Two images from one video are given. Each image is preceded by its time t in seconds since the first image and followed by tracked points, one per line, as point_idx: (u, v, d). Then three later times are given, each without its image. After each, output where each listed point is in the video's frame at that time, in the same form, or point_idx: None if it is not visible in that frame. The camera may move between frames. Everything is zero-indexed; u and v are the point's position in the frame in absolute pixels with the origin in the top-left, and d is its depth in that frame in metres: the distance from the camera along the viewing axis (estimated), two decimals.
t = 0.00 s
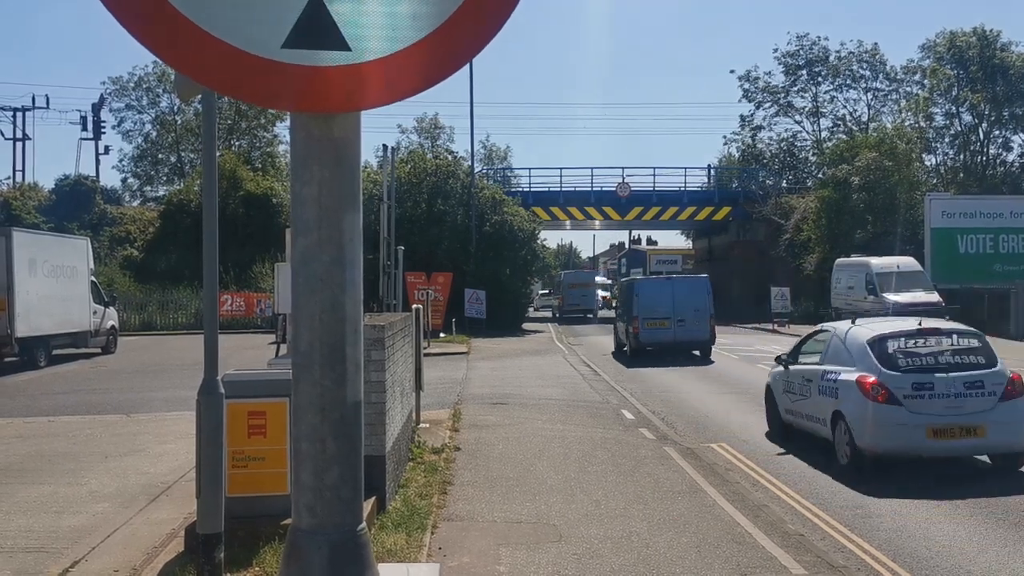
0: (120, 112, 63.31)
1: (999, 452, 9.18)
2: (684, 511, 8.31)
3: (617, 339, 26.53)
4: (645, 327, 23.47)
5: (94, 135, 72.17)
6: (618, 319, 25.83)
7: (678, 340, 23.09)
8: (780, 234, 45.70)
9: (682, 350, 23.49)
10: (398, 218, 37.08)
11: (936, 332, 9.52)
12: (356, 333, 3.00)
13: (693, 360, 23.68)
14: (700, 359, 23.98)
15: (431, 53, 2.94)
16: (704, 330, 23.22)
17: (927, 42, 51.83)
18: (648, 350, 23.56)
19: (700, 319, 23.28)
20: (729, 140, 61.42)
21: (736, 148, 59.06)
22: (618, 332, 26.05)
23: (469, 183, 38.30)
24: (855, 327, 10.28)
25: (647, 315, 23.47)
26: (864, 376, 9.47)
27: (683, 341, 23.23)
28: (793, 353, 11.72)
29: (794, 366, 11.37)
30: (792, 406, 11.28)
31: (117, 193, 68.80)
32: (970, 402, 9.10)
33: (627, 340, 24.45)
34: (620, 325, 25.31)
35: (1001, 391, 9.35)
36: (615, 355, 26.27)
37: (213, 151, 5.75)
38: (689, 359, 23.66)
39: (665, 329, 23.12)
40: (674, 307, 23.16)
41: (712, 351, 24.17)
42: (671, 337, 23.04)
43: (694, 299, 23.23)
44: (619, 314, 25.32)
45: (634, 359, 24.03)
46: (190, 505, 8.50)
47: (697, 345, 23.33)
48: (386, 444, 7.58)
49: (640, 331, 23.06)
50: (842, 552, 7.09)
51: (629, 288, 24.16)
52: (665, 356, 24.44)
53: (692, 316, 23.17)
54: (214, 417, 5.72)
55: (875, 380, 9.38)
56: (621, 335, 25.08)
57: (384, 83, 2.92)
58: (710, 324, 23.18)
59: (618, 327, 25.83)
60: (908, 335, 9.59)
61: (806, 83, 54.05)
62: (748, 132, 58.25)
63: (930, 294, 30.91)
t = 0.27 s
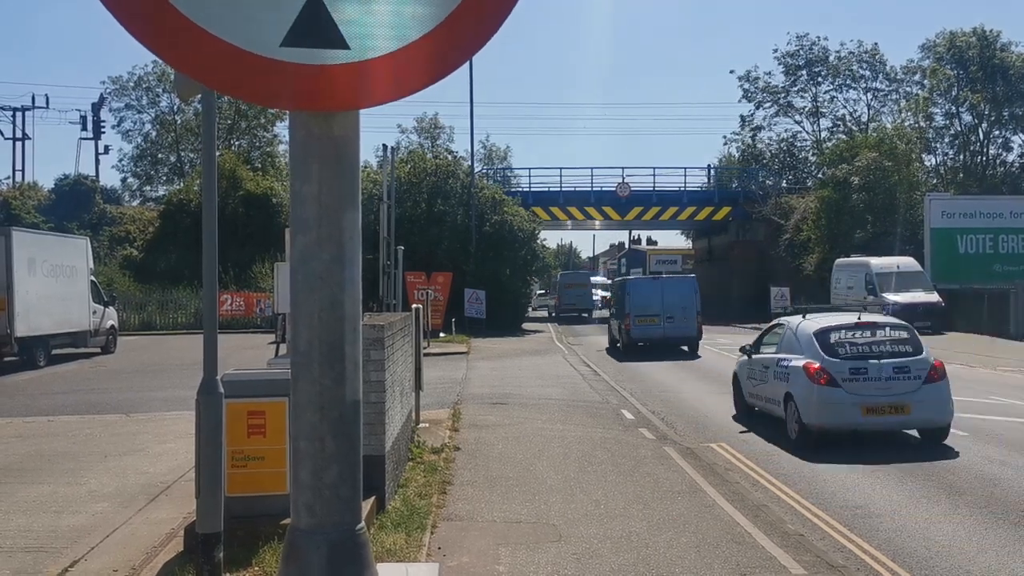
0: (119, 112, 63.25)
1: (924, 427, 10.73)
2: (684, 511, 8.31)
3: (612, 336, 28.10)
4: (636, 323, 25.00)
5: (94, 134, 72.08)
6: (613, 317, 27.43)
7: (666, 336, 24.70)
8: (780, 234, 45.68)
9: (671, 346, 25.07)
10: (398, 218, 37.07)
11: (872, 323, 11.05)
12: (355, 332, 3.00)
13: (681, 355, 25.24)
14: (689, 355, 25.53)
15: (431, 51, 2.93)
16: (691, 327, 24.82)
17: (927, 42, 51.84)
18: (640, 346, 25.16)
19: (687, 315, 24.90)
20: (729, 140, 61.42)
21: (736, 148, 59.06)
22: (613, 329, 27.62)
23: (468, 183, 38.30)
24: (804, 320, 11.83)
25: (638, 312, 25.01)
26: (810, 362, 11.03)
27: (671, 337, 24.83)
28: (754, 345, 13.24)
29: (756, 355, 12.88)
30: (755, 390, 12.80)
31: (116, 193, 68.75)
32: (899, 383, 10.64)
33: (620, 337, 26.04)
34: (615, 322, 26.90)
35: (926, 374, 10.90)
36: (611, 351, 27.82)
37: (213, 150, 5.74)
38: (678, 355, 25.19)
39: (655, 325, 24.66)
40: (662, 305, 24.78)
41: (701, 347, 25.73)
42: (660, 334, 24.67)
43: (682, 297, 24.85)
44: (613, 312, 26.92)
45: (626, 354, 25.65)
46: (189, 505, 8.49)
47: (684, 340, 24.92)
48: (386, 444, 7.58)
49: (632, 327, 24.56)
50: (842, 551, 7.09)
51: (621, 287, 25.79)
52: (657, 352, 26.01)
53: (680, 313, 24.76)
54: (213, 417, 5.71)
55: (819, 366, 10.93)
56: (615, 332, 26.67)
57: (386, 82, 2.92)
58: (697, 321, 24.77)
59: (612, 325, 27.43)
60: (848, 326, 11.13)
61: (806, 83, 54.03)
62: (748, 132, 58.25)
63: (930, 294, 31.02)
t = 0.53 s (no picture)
0: (119, 111, 63.19)
1: (867, 408, 12.43)
2: (683, 510, 8.30)
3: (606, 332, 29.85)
4: (629, 320, 26.85)
5: (94, 134, 71.99)
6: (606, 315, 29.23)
7: (656, 333, 26.51)
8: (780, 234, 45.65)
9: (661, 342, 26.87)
10: (397, 218, 37.06)
11: (823, 318, 12.75)
12: (354, 331, 2.96)
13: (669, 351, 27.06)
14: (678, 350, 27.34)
15: (429, 49, 2.90)
16: (679, 325, 26.63)
17: (927, 42, 51.86)
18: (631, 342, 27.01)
19: (676, 312, 26.82)
20: (729, 140, 61.41)
21: (736, 148, 59.06)
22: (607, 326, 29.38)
23: (468, 183, 38.31)
24: (766, 316, 13.52)
25: (630, 310, 26.86)
26: (769, 352, 12.75)
27: (661, 334, 26.67)
28: (725, 338, 14.87)
29: (727, 347, 14.53)
30: (725, 378, 14.47)
31: (116, 193, 68.73)
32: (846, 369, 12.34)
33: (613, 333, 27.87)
34: (609, 320, 28.70)
35: (869, 362, 12.62)
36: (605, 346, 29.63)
37: (213, 150, 5.75)
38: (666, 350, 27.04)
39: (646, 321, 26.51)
40: (653, 304, 26.59)
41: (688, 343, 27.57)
42: (651, 330, 26.51)
43: (670, 295, 26.76)
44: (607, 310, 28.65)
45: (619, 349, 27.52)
46: (188, 505, 8.47)
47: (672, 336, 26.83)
48: (385, 443, 7.59)
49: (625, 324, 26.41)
50: (842, 551, 7.09)
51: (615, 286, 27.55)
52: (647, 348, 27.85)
53: (669, 310, 26.66)
54: (213, 416, 5.71)
55: (777, 355, 12.65)
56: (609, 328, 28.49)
57: (381, 81, 2.88)
58: (685, 319, 26.59)
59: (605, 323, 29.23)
60: (802, 321, 12.84)
61: (806, 83, 54.02)
62: (747, 133, 58.25)
63: (930, 294, 31.05)
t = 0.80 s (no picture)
0: (118, 111, 63.17)
1: (824, 393, 14.00)
2: (683, 510, 8.29)
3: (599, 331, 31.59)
4: (621, 318, 28.29)
5: (94, 134, 71.98)
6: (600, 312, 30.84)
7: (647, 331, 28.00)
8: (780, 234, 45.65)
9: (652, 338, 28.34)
10: (397, 217, 37.04)
11: (785, 313, 14.36)
12: (351, 328, 2.85)
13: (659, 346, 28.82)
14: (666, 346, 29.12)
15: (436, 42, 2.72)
16: (669, 323, 28.12)
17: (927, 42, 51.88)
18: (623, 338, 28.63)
19: (666, 310, 28.25)
20: (729, 140, 61.44)
21: (736, 148, 59.07)
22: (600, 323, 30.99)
23: (468, 182, 38.30)
24: (736, 311, 15.10)
25: (622, 308, 28.30)
26: (737, 343, 14.31)
27: (652, 331, 28.16)
28: (701, 332, 16.41)
29: (703, 341, 16.08)
30: (699, 369, 16.05)
31: (116, 193, 68.74)
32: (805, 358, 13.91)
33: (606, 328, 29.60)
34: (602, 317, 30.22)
35: (826, 352, 14.21)
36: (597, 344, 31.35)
37: (211, 152, 5.74)
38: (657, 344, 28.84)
39: (638, 319, 27.93)
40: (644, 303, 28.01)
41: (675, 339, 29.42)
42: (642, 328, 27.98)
43: (661, 293, 28.14)
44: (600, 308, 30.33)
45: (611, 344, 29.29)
46: (186, 504, 8.46)
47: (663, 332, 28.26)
48: (384, 443, 7.58)
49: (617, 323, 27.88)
50: (841, 551, 7.08)
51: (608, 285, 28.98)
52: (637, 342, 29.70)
53: (660, 308, 28.03)
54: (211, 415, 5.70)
55: (744, 346, 14.21)
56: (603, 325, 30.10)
57: (385, 76, 2.69)
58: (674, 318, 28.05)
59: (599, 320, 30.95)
60: (768, 316, 14.40)
61: (806, 83, 54.04)
62: (747, 133, 58.28)
63: (930, 294, 30.98)
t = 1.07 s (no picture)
0: (116, 111, 63.10)
1: (788, 381, 15.52)
2: (680, 510, 8.28)
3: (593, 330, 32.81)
4: (613, 315, 30.01)
5: (92, 133, 71.92)
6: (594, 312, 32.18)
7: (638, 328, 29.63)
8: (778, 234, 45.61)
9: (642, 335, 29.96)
10: (395, 217, 36.98)
11: (752, 309, 15.92)
12: (345, 324, 2.83)
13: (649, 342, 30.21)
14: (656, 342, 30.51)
15: (438, 33, 2.65)
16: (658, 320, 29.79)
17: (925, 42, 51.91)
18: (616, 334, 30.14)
19: (655, 309, 30.09)
20: (727, 140, 61.44)
21: (734, 148, 59.07)
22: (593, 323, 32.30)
23: (466, 182, 38.27)
24: (711, 307, 16.61)
25: (615, 306, 30.01)
26: (710, 336, 15.85)
27: (642, 328, 29.84)
28: (682, 328, 17.99)
29: (682, 336, 17.65)
30: (679, 361, 17.61)
31: (114, 192, 68.65)
32: (770, 350, 15.44)
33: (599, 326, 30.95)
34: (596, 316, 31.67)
35: (790, 345, 15.73)
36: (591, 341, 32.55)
37: (207, 152, 5.72)
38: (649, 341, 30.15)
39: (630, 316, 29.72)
40: (635, 302, 29.71)
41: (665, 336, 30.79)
42: (634, 325, 29.66)
43: (652, 293, 29.88)
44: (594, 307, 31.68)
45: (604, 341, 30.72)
46: (183, 504, 8.44)
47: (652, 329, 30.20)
48: (381, 443, 7.56)
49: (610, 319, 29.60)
50: (838, 551, 7.07)
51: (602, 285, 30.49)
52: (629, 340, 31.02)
53: (650, 307, 29.88)
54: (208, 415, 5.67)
55: (717, 340, 15.77)
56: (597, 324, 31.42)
57: (384, 69, 2.62)
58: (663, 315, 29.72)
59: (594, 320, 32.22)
60: (737, 311, 15.97)
61: (804, 83, 54.05)
62: (746, 132, 58.31)
63: (927, 294, 30.94)
